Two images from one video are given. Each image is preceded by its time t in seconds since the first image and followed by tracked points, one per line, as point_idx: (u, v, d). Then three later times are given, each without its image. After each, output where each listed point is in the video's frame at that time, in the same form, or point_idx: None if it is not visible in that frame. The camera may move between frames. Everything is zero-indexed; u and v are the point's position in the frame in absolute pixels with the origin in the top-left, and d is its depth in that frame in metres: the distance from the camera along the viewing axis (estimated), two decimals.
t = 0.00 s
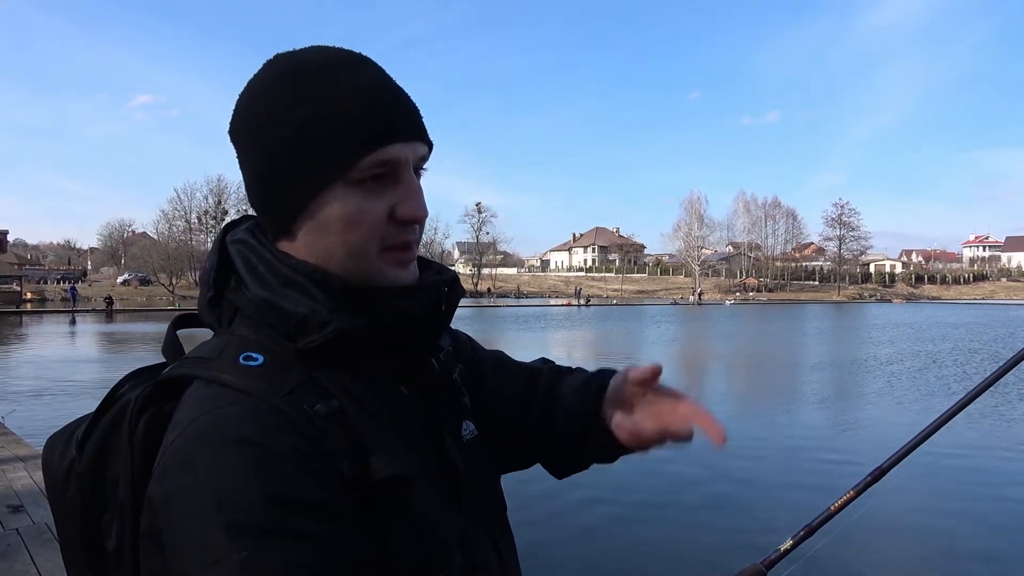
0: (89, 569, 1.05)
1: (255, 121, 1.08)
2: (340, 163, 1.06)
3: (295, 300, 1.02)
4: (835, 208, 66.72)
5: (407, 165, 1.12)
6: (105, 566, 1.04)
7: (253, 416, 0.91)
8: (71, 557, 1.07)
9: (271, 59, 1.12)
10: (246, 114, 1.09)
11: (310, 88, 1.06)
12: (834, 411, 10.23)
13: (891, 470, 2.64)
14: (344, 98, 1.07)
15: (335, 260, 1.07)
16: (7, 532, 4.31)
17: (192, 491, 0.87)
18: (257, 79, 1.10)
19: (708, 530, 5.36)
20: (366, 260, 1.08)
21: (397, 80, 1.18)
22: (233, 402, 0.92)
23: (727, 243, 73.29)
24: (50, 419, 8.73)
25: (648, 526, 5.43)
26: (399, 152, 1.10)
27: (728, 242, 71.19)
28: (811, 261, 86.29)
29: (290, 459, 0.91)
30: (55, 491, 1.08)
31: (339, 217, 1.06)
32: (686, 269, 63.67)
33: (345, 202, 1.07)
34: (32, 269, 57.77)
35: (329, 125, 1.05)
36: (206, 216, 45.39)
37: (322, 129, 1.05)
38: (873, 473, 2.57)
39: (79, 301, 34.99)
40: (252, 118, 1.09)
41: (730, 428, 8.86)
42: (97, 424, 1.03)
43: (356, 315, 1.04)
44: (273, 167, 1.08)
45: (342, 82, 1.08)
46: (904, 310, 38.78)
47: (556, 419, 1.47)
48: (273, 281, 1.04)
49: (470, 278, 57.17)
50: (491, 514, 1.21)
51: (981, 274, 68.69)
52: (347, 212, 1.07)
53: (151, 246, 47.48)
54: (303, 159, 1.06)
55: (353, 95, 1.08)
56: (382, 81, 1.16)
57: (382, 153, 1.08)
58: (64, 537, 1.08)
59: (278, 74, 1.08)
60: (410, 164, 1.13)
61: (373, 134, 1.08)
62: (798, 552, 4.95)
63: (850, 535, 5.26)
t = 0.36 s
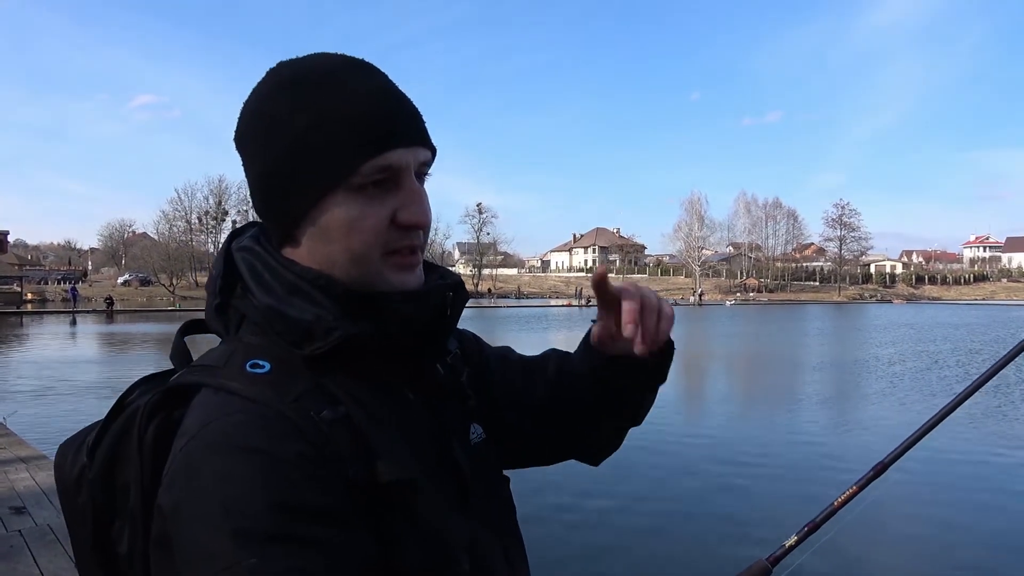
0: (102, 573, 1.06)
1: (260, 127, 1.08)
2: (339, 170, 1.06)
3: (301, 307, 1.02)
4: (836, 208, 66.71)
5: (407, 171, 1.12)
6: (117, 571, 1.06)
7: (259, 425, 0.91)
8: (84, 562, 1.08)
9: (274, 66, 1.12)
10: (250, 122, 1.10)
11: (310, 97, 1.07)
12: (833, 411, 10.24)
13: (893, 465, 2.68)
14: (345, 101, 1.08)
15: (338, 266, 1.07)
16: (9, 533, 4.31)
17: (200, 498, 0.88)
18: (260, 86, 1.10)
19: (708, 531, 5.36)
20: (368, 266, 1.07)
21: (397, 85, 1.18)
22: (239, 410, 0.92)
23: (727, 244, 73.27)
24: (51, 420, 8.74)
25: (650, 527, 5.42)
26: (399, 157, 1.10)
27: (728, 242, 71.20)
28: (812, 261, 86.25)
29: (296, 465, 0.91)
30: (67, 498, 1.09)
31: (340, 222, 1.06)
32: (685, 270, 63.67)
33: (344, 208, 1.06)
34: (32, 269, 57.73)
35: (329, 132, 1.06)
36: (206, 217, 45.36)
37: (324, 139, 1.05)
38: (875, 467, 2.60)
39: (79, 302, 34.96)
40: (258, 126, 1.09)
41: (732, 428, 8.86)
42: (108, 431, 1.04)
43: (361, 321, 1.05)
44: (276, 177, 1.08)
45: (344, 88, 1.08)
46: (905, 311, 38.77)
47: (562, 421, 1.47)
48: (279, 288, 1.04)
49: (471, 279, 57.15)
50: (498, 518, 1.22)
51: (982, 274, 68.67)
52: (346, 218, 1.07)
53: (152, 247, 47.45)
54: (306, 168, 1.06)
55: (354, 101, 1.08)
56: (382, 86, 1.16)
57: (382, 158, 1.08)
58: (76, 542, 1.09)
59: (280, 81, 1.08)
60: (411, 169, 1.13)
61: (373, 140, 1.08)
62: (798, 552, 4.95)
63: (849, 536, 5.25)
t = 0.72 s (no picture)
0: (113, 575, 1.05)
1: (268, 130, 1.09)
2: (317, 175, 1.05)
3: (313, 313, 1.01)
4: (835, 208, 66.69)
5: (379, 180, 1.08)
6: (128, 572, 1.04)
7: (276, 428, 0.90)
8: (95, 563, 1.07)
9: (285, 74, 1.13)
10: (263, 127, 1.10)
11: (310, 103, 1.06)
12: (832, 410, 10.24)
13: (903, 474, 2.66)
14: (348, 106, 1.07)
15: (324, 273, 1.05)
16: (7, 527, 4.30)
17: (214, 501, 0.86)
18: (273, 93, 1.11)
19: (707, 528, 5.36)
20: (345, 273, 1.05)
21: (401, 89, 1.17)
22: (256, 413, 0.91)
23: (726, 242, 73.27)
24: (50, 413, 8.71)
25: (649, 526, 5.43)
26: (387, 165, 1.08)
27: (727, 241, 71.14)
28: (810, 260, 86.36)
29: (311, 470, 0.89)
30: (79, 499, 1.08)
31: (316, 228, 1.05)
32: (685, 268, 63.66)
33: (321, 215, 1.06)
34: (30, 261, 57.57)
35: (323, 135, 1.04)
36: (205, 211, 45.25)
37: (322, 145, 1.04)
38: (886, 475, 2.58)
39: (77, 294, 34.82)
40: (268, 132, 1.09)
41: (731, 427, 8.86)
42: (123, 431, 1.03)
43: (372, 327, 1.03)
44: (280, 181, 1.08)
45: (336, 92, 1.07)
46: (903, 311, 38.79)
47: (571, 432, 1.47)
48: (290, 294, 1.03)
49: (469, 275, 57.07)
50: (509, 525, 1.20)
51: (981, 275, 68.76)
52: (322, 224, 1.05)
53: (151, 240, 47.33)
54: (303, 173, 1.05)
55: (357, 105, 1.07)
56: (384, 91, 1.14)
57: (343, 167, 1.05)
58: (88, 543, 1.08)
59: (289, 86, 1.08)
60: (388, 175, 1.09)
61: (352, 145, 1.05)
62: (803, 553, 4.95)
63: (849, 536, 5.24)
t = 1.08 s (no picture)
0: (124, 565, 1.04)
1: (278, 123, 1.08)
2: (325, 170, 1.04)
3: (325, 308, 1.01)
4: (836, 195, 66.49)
5: (390, 175, 1.07)
6: (139, 561, 1.04)
7: (291, 422, 0.89)
8: (106, 555, 1.07)
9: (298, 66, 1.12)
10: (274, 119, 1.10)
11: (321, 97, 1.06)
12: (833, 397, 10.25)
13: (908, 460, 2.66)
14: (358, 99, 1.06)
15: (335, 270, 1.05)
16: (13, 514, 4.32)
17: (227, 492, 0.86)
18: (286, 84, 1.10)
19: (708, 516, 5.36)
20: (355, 269, 1.05)
21: (412, 83, 1.16)
22: (269, 405, 0.90)
23: (726, 230, 73.12)
24: (54, 401, 8.73)
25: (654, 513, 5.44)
26: (396, 160, 1.07)
27: (728, 228, 71.00)
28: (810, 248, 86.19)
29: (324, 463, 0.89)
30: (91, 490, 1.08)
31: (325, 222, 1.05)
32: (685, 255, 63.59)
33: (332, 211, 1.05)
34: (30, 250, 57.47)
35: (334, 129, 1.04)
36: (204, 199, 45.09)
37: (333, 140, 1.03)
38: (890, 460, 2.57)
39: (77, 283, 34.77)
40: (280, 125, 1.09)
41: (732, 414, 8.89)
42: (134, 424, 1.03)
43: (383, 322, 1.03)
44: (290, 174, 1.08)
45: (346, 86, 1.06)
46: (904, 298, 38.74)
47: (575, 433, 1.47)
48: (303, 289, 1.03)
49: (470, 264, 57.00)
50: (517, 518, 1.20)
51: (982, 262, 68.65)
52: (332, 220, 1.05)
53: (150, 229, 47.25)
54: (313, 166, 1.05)
55: (367, 99, 1.06)
56: (394, 84, 1.13)
57: (352, 161, 1.04)
58: (100, 534, 1.08)
59: (300, 79, 1.08)
60: (397, 170, 1.08)
61: (360, 139, 1.04)
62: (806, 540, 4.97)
63: (850, 524, 5.24)
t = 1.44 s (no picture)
0: (131, 561, 1.05)
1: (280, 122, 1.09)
2: (329, 170, 1.04)
3: (329, 306, 1.01)
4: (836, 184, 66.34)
5: (400, 176, 1.07)
6: (145, 558, 1.05)
7: (297, 419, 0.89)
8: (114, 549, 1.08)
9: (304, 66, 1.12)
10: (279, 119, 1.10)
11: (322, 99, 1.06)
12: (831, 386, 10.26)
13: (902, 454, 2.65)
14: (364, 100, 1.05)
15: (342, 269, 1.05)
16: (14, 504, 4.34)
17: (234, 489, 0.86)
18: (293, 83, 1.10)
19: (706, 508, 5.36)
20: (363, 269, 1.05)
21: (417, 84, 1.15)
22: (275, 402, 0.90)
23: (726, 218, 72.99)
24: (53, 390, 8.75)
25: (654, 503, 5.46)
26: (403, 162, 1.07)
27: (727, 216, 70.81)
28: (810, 236, 86.09)
29: (329, 460, 0.89)
30: (98, 483, 1.09)
31: (327, 223, 1.05)
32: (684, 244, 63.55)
33: (340, 210, 1.05)
34: (29, 238, 57.36)
35: (339, 128, 1.03)
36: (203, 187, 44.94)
37: (336, 141, 1.03)
38: (885, 456, 2.56)
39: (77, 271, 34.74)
40: (287, 125, 1.09)
41: (730, 403, 8.91)
42: (140, 421, 1.03)
43: (388, 321, 1.03)
44: (292, 173, 1.08)
45: (348, 89, 1.06)
46: (903, 287, 38.72)
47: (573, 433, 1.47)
48: (307, 287, 1.04)
49: (469, 252, 56.94)
50: (519, 513, 1.21)
51: (981, 250, 68.59)
52: (340, 219, 1.05)
53: (149, 217, 47.15)
54: (315, 165, 1.05)
55: (372, 100, 1.06)
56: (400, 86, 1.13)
57: (358, 162, 1.04)
58: (107, 529, 1.09)
59: (301, 83, 1.08)
60: (400, 170, 1.08)
61: (362, 139, 1.04)
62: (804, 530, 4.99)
63: (848, 516, 5.24)
